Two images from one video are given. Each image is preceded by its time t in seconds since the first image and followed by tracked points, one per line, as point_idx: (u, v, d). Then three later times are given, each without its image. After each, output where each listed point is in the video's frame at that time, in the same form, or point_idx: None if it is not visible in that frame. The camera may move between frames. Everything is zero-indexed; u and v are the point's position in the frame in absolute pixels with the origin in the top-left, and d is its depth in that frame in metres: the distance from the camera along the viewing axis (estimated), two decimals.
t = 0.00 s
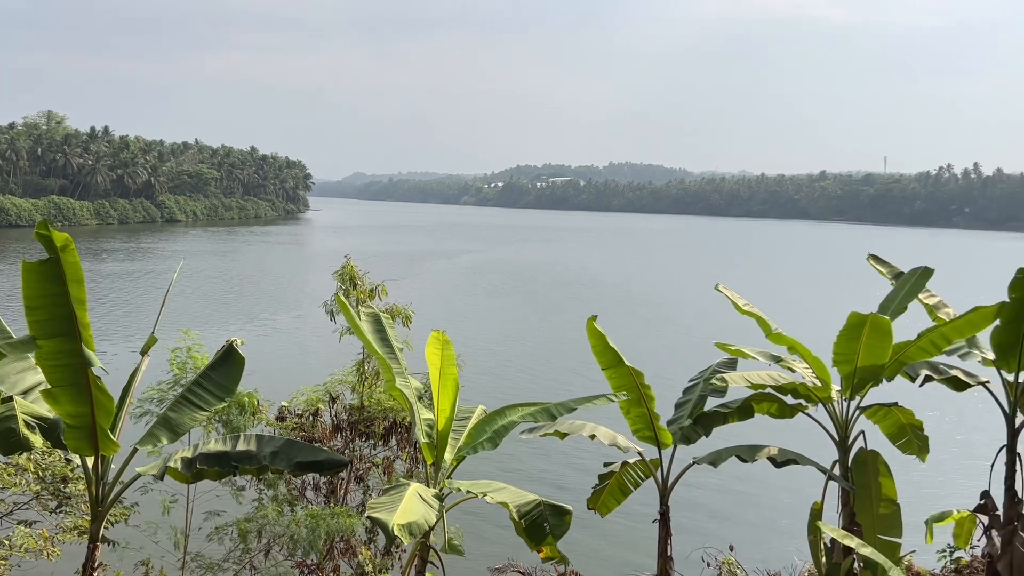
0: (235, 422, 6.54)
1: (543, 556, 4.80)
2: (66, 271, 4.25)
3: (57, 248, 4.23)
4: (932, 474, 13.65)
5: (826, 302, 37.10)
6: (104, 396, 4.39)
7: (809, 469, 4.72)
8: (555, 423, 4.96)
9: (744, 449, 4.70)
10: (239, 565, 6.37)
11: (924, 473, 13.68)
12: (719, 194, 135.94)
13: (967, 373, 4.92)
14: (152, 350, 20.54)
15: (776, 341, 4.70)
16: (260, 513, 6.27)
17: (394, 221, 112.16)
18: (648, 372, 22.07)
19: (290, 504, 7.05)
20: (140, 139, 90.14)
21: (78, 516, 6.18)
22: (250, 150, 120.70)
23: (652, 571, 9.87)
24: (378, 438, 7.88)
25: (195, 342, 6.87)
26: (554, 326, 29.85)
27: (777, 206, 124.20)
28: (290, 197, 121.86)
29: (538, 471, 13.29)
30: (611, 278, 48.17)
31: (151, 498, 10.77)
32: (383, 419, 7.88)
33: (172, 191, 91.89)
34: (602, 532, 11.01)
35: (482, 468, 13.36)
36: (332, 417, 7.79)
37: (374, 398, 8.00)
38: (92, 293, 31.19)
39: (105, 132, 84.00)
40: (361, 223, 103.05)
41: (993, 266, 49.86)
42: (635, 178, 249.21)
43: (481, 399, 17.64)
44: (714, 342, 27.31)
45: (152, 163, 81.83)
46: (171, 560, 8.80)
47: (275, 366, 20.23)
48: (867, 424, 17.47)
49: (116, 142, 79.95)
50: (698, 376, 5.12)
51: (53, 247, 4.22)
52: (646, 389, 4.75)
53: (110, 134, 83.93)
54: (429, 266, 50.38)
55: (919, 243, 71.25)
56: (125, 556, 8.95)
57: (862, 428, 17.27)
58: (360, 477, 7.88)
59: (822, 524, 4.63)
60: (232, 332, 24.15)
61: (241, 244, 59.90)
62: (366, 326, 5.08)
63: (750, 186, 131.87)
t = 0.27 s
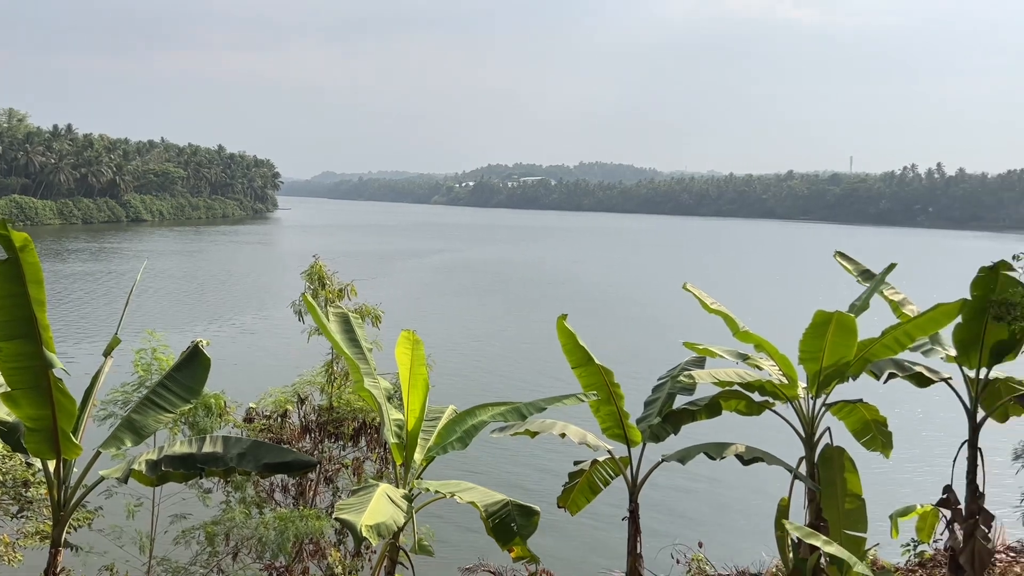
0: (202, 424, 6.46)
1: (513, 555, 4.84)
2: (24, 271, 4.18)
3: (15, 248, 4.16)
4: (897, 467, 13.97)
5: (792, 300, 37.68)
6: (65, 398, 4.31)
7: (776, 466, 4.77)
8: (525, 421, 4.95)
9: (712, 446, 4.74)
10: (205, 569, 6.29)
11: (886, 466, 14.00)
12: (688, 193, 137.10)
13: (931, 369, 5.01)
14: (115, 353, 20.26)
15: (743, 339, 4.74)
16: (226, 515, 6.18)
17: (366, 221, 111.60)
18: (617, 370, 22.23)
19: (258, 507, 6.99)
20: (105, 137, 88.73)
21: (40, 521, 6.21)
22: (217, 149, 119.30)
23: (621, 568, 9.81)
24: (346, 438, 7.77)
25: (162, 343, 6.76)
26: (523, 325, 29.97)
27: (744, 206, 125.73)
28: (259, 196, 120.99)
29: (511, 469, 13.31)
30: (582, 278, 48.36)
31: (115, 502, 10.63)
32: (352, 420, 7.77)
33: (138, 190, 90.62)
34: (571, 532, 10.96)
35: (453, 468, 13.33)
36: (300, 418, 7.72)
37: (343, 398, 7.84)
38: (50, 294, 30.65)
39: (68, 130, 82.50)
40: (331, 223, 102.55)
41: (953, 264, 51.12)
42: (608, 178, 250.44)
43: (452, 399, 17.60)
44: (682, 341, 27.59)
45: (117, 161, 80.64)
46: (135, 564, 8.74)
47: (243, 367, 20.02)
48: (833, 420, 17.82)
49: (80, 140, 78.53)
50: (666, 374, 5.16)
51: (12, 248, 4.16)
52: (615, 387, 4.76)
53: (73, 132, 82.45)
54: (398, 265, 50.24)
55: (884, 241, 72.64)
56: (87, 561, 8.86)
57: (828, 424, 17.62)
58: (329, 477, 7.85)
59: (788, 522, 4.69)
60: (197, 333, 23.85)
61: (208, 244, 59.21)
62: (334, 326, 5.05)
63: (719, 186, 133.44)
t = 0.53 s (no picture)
0: (168, 427, 6.32)
1: (483, 555, 4.86)
2: None
3: None
4: (861, 461, 14.29)
5: (759, 299, 38.23)
6: (26, 402, 4.23)
7: (743, 464, 4.82)
8: (495, 421, 4.95)
9: (681, 444, 4.77)
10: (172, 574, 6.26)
11: (851, 460, 14.32)
12: (658, 194, 138.05)
13: (895, 365, 5.10)
14: (77, 355, 19.91)
15: (711, 337, 4.78)
16: (194, 519, 6.18)
17: (337, 220, 110.93)
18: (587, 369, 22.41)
19: (225, 510, 6.98)
20: (69, 135, 87.09)
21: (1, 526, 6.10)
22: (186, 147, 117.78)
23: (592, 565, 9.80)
24: (315, 440, 7.67)
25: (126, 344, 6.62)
26: (494, 325, 30.06)
27: (713, 206, 127.02)
28: (229, 196, 119.81)
29: (484, 468, 13.34)
30: (553, 277, 48.50)
31: (77, 506, 10.44)
32: (320, 421, 7.63)
33: (104, 189, 89.15)
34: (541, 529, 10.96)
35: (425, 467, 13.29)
36: (269, 420, 7.62)
37: (311, 399, 7.71)
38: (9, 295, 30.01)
39: (30, 128, 80.81)
40: (302, 223, 101.88)
41: (915, 262, 52.25)
42: (580, 177, 251.50)
43: (423, 400, 17.54)
44: (651, 340, 27.84)
45: (81, 160, 79.26)
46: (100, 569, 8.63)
47: (209, 369, 19.77)
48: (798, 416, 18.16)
49: (43, 138, 77.03)
50: (636, 373, 5.19)
51: None
52: (584, 386, 4.77)
53: (35, 129, 80.80)
54: (368, 265, 50.04)
55: (849, 241, 73.98)
56: (50, 567, 8.72)
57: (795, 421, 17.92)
58: (299, 480, 7.80)
59: (755, 518, 4.74)
60: (161, 334, 23.50)
61: (174, 244, 58.51)
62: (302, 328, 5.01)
63: (689, 186, 134.79)
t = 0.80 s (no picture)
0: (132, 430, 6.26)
1: (454, 557, 4.87)
2: None
3: None
4: (828, 458, 14.55)
5: (726, 298, 38.81)
6: None
7: (712, 462, 4.88)
8: (465, 422, 4.96)
9: (650, 443, 4.80)
10: None
11: (819, 457, 14.57)
12: (629, 194, 139.50)
13: (860, 364, 5.21)
14: (38, 358, 19.53)
15: (680, 337, 4.82)
16: (160, 524, 6.31)
17: (307, 220, 110.31)
18: (557, 369, 22.52)
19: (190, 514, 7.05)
20: (32, 133, 85.46)
21: None
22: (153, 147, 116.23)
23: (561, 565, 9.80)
24: (284, 443, 7.62)
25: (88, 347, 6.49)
26: (465, 325, 30.09)
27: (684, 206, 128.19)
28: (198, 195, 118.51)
29: (458, 468, 13.36)
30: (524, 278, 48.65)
31: (40, 511, 10.26)
32: (289, 424, 7.59)
33: (68, 189, 87.64)
34: (510, 524, 11.01)
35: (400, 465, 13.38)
36: (236, 423, 7.55)
37: (279, 401, 7.64)
38: None
39: None
40: (273, 223, 101.10)
41: (878, 262, 53.30)
42: (553, 177, 252.62)
43: (394, 401, 17.50)
44: (620, 340, 28.10)
45: (44, 159, 77.88)
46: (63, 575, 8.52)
47: (174, 371, 19.56)
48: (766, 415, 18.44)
49: (4, 137, 75.49)
50: (606, 373, 5.22)
51: None
52: (555, 386, 4.77)
53: None
54: (339, 266, 49.73)
55: (815, 241, 75.32)
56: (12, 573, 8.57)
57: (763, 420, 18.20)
58: (268, 482, 7.82)
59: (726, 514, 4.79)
60: (126, 336, 23.21)
61: (139, 244, 57.68)
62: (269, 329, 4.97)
63: (660, 187, 135.86)
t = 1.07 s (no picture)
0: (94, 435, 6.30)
1: (423, 560, 4.86)
2: None
3: None
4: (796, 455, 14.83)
5: (693, 299, 39.26)
6: None
7: (680, 462, 4.91)
8: (434, 424, 4.95)
9: (619, 443, 4.82)
10: None
11: (786, 454, 14.84)
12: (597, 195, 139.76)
13: (825, 364, 5.28)
14: None
15: (649, 337, 4.83)
16: (124, 530, 6.26)
17: (277, 222, 109.30)
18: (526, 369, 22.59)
19: (154, 520, 7.00)
20: None
21: None
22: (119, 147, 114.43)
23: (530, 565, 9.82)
24: (250, 447, 7.73)
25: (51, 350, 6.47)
26: (435, 327, 30.05)
27: (653, 207, 129.08)
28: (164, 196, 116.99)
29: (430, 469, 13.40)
30: (495, 278, 48.73)
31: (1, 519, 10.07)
32: (255, 428, 7.72)
33: (30, 189, 85.96)
34: (481, 527, 11.04)
35: (367, 471, 13.22)
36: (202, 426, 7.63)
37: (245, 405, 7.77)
38: None
39: None
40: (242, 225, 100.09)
41: (840, 262, 54.38)
42: (525, 177, 253.37)
43: (365, 403, 17.41)
44: (588, 341, 28.29)
45: (4, 159, 76.29)
46: None
47: (138, 375, 19.25)
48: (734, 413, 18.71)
49: None
50: (575, 374, 5.23)
51: None
52: (524, 388, 4.78)
53: None
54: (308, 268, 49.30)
55: (782, 242, 76.44)
56: None
57: (730, 419, 18.46)
58: (234, 486, 7.83)
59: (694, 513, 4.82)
60: (88, 340, 22.79)
61: (102, 246, 56.67)
62: (234, 331, 4.92)
63: (629, 188, 136.43)
